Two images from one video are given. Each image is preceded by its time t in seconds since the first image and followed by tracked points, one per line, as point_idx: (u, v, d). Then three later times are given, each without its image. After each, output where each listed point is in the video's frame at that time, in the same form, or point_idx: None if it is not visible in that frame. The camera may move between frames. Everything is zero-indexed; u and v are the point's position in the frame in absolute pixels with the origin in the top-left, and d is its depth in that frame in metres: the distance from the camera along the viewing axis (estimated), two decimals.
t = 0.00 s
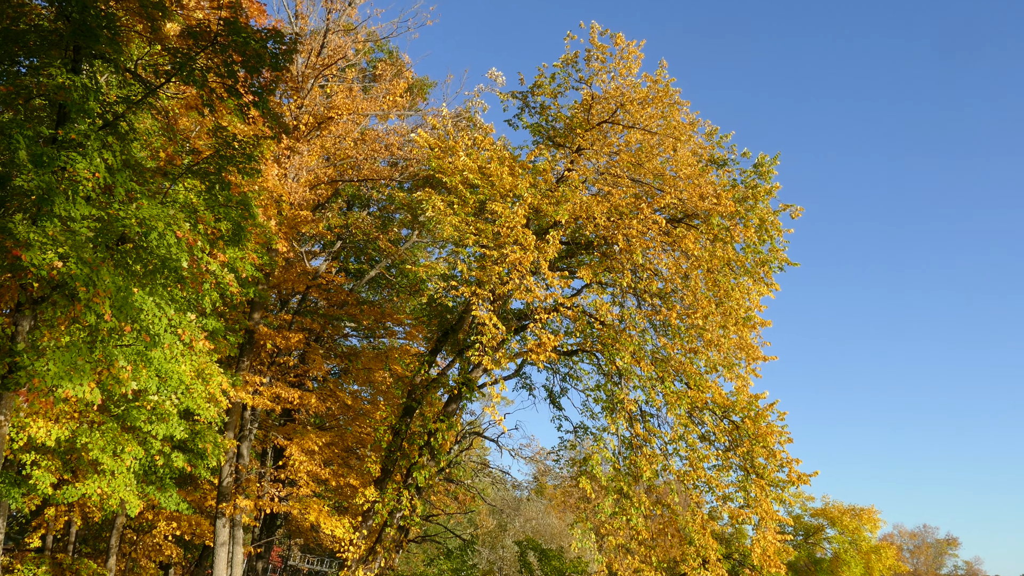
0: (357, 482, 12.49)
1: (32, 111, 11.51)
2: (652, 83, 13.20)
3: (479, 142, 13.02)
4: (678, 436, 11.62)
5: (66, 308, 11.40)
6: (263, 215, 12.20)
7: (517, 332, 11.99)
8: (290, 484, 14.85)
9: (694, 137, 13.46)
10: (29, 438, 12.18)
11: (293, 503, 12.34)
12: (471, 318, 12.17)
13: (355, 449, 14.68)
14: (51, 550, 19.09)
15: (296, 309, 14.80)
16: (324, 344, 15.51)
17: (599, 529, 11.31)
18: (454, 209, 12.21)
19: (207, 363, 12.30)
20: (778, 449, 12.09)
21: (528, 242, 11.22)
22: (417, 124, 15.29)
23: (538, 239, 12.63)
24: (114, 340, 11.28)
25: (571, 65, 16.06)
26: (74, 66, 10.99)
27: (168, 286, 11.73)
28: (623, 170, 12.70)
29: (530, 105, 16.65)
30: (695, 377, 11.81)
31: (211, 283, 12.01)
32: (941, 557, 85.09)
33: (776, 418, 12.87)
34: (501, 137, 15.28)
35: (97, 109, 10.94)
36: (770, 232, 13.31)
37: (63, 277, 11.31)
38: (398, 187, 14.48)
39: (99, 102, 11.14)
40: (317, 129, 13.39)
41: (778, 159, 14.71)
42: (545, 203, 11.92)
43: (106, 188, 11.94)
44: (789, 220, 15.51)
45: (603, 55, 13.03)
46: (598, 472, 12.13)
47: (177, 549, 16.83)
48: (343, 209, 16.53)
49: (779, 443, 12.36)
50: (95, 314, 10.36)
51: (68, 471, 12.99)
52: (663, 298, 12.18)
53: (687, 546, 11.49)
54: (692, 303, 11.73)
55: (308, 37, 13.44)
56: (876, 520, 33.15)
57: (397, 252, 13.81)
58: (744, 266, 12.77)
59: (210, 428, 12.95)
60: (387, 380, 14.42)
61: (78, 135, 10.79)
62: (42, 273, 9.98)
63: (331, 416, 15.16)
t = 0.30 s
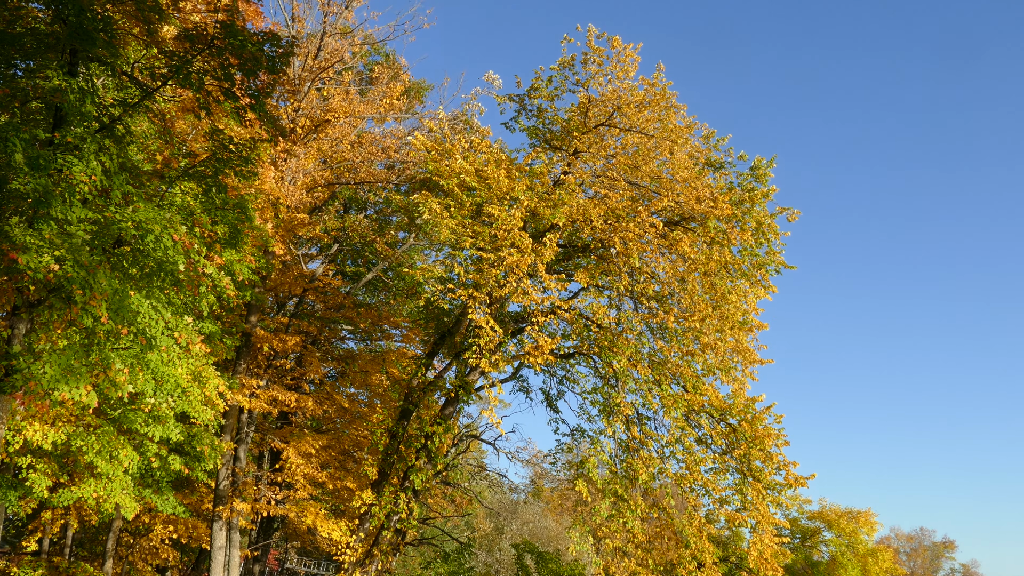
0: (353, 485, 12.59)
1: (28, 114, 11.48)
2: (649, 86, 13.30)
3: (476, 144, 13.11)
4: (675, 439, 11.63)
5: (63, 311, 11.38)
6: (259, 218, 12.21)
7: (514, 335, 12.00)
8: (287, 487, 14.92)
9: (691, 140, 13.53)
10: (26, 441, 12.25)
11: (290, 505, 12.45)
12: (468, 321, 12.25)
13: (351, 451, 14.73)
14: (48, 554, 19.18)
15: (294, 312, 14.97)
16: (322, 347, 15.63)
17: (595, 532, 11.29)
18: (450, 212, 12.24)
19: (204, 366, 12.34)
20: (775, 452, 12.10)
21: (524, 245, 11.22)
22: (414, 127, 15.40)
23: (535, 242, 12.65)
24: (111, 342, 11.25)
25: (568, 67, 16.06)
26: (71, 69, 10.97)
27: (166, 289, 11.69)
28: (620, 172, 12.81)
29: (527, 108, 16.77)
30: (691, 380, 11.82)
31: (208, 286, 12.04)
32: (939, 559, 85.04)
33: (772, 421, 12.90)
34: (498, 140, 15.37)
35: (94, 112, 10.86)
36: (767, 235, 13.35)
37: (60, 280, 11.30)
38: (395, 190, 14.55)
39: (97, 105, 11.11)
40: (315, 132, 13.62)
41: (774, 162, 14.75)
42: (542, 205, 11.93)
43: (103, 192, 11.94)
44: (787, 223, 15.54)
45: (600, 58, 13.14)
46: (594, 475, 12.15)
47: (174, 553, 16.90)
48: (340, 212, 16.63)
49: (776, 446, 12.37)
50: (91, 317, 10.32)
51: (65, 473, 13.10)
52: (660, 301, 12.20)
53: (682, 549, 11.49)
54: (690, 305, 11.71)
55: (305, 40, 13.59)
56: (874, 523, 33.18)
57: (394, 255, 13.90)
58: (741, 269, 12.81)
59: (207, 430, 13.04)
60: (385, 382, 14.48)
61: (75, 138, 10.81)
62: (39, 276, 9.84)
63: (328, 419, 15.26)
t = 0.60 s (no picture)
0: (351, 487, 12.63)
1: (25, 116, 11.44)
2: (648, 88, 13.39)
3: (474, 146, 13.17)
4: (672, 441, 11.62)
5: (60, 313, 11.35)
6: (257, 220, 12.18)
7: (511, 337, 11.96)
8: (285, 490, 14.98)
9: (689, 142, 13.59)
10: (24, 443, 12.40)
11: (288, 508, 12.48)
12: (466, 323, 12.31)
13: (349, 453, 14.77)
14: (45, 556, 19.20)
15: (292, 314, 15.02)
16: (320, 349, 15.78)
17: (594, 534, 11.26)
18: (448, 214, 12.27)
19: (202, 369, 12.36)
20: (773, 454, 12.11)
21: (523, 247, 11.21)
22: (412, 129, 15.46)
23: (533, 244, 12.64)
24: (107, 344, 11.24)
25: (566, 70, 16.07)
26: (69, 71, 10.90)
27: (163, 291, 11.66)
28: (618, 174, 12.86)
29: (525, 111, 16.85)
30: (689, 382, 11.84)
31: (206, 288, 12.04)
32: (937, 560, 85.13)
33: (769, 423, 12.92)
34: (496, 143, 15.45)
35: (92, 113, 10.79)
36: (765, 237, 13.38)
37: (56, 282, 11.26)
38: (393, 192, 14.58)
39: (95, 107, 11.08)
40: (313, 134, 13.67)
41: (772, 164, 14.79)
42: (540, 207, 11.94)
43: (100, 194, 11.91)
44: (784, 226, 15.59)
45: (598, 61, 13.30)
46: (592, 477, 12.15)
47: (171, 555, 16.94)
48: (338, 215, 16.70)
49: (774, 448, 12.39)
50: (88, 320, 10.24)
51: (62, 476, 13.10)
52: (658, 303, 12.23)
53: (680, 551, 11.48)
54: (688, 308, 11.77)
55: (303, 42, 13.62)
56: (872, 525, 33.20)
57: (393, 257, 13.98)
58: (739, 271, 12.85)
59: (204, 432, 13.04)
60: (383, 384, 14.52)
61: (73, 140, 10.79)
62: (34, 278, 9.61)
63: (326, 421, 15.34)
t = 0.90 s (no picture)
0: (350, 486, 12.65)
1: (24, 116, 11.44)
2: (647, 88, 13.41)
3: (473, 146, 13.19)
4: (671, 440, 11.62)
5: (58, 313, 11.35)
6: (257, 220, 12.18)
7: (510, 337, 11.95)
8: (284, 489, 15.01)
9: (688, 142, 13.60)
10: (23, 443, 12.43)
11: (287, 507, 12.50)
12: (465, 322, 12.34)
13: (348, 453, 14.80)
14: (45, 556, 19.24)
15: (291, 313, 15.05)
16: (319, 349, 15.78)
17: (593, 534, 11.24)
18: (448, 214, 12.27)
19: (202, 368, 12.39)
20: (772, 454, 12.11)
21: (522, 247, 11.20)
22: (412, 129, 15.49)
23: (532, 243, 12.63)
24: (105, 344, 11.24)
25: (565, 70, 16.09)
26: (67, 71, 10.90)
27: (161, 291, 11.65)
28: (617, 174, 12.88)
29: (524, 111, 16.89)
30: (688, 381, 11.85)
31: (205, 288, 12.08)
32: (937, 560, 85.23)
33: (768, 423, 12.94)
34: (496, 143, 15.46)
35: (91, 113, 10.79)
36: (763, 236, 13.43)
37: (54, 282, 11.26)
38: (392, 192, 14.61)
39: (93, 107, 11.09)
40: (311, 134, 13.62)
41: (771, 164, 14.82)
42: (539, 207, 11.95)
43: (99, 194, 11.92)
44: (783, 226, 15.61)
45: (598, 61, 13.33)
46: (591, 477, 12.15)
47: (170, 554, 16.96)
48: (337, 214, 16.73)
49: (773, 447, 12.42)
50: (87, 320, 10.23)
51: (61, 476, 13.11)
52: (657, 303, 12.25)
53: (679, 550, 11.47)
54: (687, 308, 11.77)
55: (302, 42, 13.63)
56: (871, 525, 33.26)
57: (392, 257, 14.01)
58: (738, 271, 12.87)
59: (203, 432, 13.06)
60: (382, 384, 14.55)
61: (72, 140, 10.80)
62: (33, 278, 9.62)
63: (325, 421, 15.37)
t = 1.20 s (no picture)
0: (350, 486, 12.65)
1: (24, 116, 11.44)
2: (646, 88, 13.43)
3: (472, 146, 13.20)
4: (671, 440, 11.62)
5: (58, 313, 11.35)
6: (256, 219, 12.18)
7: (509, 336, 11.95)
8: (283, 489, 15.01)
9: (687, 142, 13.61)
10: (23, 443, 12.43)
11: (286, 507, 12.51)
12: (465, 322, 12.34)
13: (348, 452, 14.81)
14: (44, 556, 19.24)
15: (291, 313, 15.07)
16: (319, 348, 15.79)
17: (593, 533, 11.22)
18: (447, 214, 12.27)
19: (201, 368, 12.40)
20: (772, 454, 12.10)
21: (522, 247, 11.18)
22: (411, 128, 15.51)
23: (531, 243, 12.64)
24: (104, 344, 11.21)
25: (565, 69, 16.11)
26: (67, 70, 10.90)
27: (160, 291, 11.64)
28: (616, 174, 12.89)
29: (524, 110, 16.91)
30: (687, 381, 11.86)
31: (205, 287, 12.11)
32: (936, 560, 85.32)
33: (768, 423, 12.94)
34: (495, 142, 15.48)
35: (91, 113, 10.80)
36: (763, 236, 13.45)
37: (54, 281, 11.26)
38: (392, 192, 14.62)
39: (93, 107, 11.09)
40: (310, 133, 13.64)
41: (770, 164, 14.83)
42: (538, 207, 11.97)
43: (98, 194, 11.92)
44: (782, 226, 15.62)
45: (597, 61, 13.36)
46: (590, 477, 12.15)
47: (170, 554, 16.95)
48: (337, 214, 16.75)
49: (772, 447, 12.42)
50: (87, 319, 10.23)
51: (60, 476, 13.10)
52: (657, 302, 12.26)
53: (678, 550, 11.45)
54: (687, 307, 11.76)
55: (301, 41, 13.64)
56: (870, 524, 33.33)
57: (392, 256, 14.01)
58: (737, 271, 12.88)
59: (203, 431, 13.06)
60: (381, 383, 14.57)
61: (71, 140, 10.80)
62: (32, 278, 9.64)
63: (325, 420, 15.39)
